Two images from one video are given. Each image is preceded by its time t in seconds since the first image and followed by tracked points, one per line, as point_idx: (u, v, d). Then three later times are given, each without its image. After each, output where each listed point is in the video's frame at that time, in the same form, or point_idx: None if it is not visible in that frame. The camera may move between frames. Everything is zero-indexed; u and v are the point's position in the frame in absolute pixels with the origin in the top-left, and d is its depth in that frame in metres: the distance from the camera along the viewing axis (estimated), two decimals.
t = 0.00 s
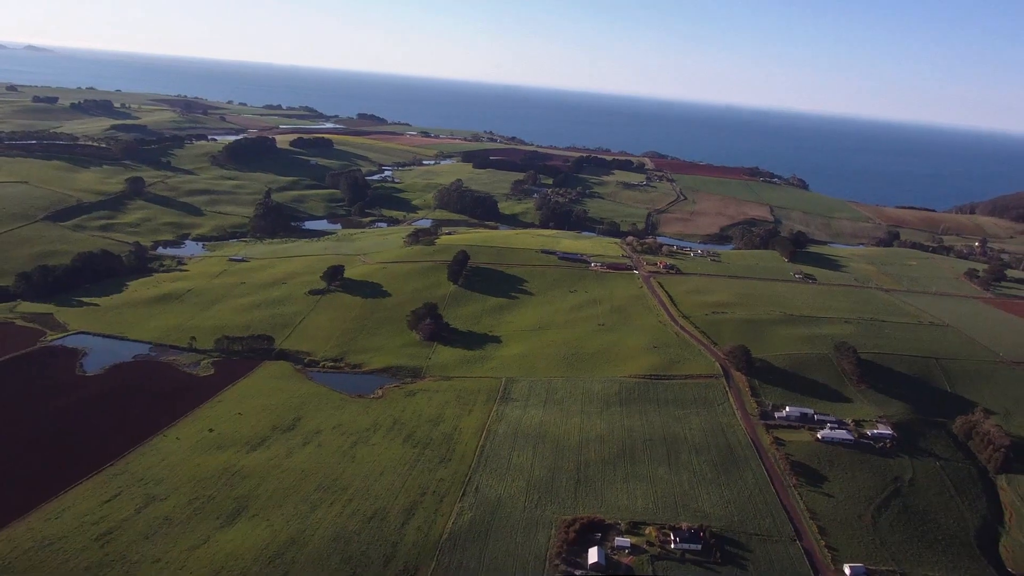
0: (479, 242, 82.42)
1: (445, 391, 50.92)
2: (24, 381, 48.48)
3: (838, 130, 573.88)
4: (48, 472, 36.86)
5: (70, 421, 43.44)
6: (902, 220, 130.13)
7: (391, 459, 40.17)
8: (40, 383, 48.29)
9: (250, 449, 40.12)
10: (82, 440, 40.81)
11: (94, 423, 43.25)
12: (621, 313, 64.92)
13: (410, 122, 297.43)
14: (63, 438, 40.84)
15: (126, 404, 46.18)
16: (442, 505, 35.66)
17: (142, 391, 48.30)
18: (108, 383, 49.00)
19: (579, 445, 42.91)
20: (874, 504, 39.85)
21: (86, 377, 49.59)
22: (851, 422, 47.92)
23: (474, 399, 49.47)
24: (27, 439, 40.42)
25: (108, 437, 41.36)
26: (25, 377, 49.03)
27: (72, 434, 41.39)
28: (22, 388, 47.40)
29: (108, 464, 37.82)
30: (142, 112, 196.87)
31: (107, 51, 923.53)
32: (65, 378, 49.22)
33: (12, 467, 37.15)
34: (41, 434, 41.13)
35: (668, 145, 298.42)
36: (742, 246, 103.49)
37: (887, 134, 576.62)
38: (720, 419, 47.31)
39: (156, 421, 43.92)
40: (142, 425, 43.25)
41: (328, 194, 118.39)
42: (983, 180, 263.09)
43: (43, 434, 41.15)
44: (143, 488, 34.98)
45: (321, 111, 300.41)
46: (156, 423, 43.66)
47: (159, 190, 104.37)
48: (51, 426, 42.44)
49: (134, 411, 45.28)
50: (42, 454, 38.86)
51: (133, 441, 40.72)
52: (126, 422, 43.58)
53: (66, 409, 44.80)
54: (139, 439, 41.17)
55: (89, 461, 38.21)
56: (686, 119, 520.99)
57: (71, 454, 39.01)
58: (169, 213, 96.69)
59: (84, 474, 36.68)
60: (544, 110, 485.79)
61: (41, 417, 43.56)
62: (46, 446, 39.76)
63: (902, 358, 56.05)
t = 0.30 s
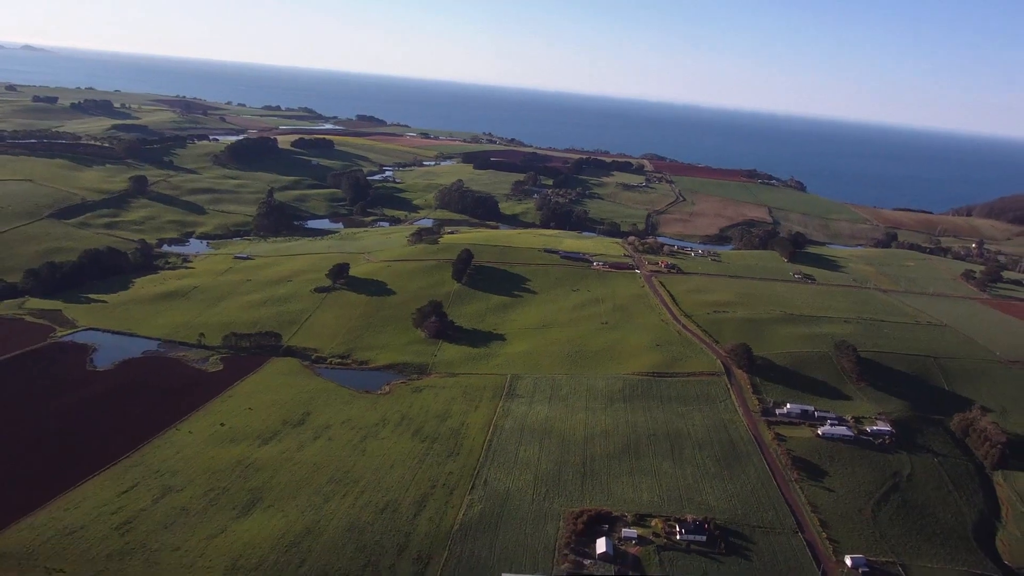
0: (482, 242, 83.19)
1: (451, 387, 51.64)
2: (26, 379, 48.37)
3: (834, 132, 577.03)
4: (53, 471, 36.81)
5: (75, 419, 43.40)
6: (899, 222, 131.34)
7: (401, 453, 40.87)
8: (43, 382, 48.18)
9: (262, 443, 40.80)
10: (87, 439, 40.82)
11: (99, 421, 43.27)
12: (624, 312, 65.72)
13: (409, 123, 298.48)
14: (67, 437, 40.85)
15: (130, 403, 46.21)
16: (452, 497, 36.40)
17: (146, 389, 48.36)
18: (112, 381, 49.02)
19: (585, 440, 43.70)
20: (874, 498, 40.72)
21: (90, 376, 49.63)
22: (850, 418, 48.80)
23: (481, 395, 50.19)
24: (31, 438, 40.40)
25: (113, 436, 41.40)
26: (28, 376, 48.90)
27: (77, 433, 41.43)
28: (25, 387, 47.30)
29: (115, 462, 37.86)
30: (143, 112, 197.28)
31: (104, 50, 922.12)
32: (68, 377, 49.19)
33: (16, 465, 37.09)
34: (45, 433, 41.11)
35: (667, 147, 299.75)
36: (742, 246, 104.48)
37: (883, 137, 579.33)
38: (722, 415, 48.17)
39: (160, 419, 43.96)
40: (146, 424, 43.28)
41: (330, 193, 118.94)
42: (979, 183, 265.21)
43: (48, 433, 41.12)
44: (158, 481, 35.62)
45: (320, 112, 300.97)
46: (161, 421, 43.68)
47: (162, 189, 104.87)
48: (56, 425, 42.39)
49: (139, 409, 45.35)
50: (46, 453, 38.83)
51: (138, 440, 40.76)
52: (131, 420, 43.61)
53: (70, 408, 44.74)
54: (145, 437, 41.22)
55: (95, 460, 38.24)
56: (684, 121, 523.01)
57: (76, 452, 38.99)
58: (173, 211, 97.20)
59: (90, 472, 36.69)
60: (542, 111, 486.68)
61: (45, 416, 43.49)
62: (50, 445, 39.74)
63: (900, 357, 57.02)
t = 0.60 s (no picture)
0: (487, 240, 83.99)
1: (461, 381, 52.42)
2: (26, 379, 47.83)
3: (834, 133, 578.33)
4: (53, 472, 36.24)
5: (75, 419, 42.80)
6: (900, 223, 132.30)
7: (413, 445, 41.65)
8: (42, 382, 47.59)
9: (277, 435, 41.54)
10: (87, 439, 40.25)
11: (99, 421, 42.64)
12: (629, 309, 66.53)
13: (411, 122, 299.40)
14: (67, 437, 40.25)
15: (131, 402, 45.69)
16: (466, 488, 37.20)
17: (147, 388, 47.84)
18: (113, 381, 48.50)
19: (594, 433, 44.50)
20: (877, 490, 41.52)
21: (90, 375, 49.09)
22: (854, 413, 49.61)
23: (490, 390, 50.95)
24: (31, 437, 39.87)
25: (113, 436, 40.77)
26: (28, 375, 48.33)
27: (77, 433, 40.81)
28: (24, 386, 46.69)
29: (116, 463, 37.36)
30: (146, 111, 197.84)
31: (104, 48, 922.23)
32: (69, 377, 48.62)
33: (16, 466, 36.50)
34: (46, 432, 40.56)
35: (667, 147, 300.72)
36: (744, 246, 105.33)
37: (884, 138, 579.70)
38: (728, 410, 49.00)
39: (162, 419, 43.44)
40: (147, 423, 42.72)
41: (335, 192, 119.70)
42: (978, 184, 266.57)
43: (47, 433, 40.56)
44: (178, 471, 36.43)
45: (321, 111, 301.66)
46: (162, 421, 43.14)
47: (168, 187, 105.58)
48: (55, 425, 41.77)
49: (139, 408, 44.78)
50: (46, 453, 38.29)
51: (139, 440, 40.21)
52: (131, 420, 43.03)
53: (70, 408, 44.16)
54: (146, 438, 40.72)
55: (95, 461, 37.70)
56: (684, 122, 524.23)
57: (76, 453, 38.42)
58: (180, 209, 97.91)
59: (90, 474, 36.12)
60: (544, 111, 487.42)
61: (45, 415, 42.94)
62: (51, 444, 39.20)
63: (902, 354, 57.88)
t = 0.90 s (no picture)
0: (493, 238, 84.83)
1: (470, 376, 53.22)
2: (28, 379, 47.71)
3: (835, 133, 579.72)
4: (52, 472, 36.03)
5: (75, 419, 42.60)
6: (902, 222, 133.11)
7: (426, 438, 42.41)
8: (44, 381, 47.44)
9: (293, 427, 42.35)
10: (87, 439, 40.05)
11: (98, 421, 42.39)
12: (635, 306, 67.34)
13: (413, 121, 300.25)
14: (68, 437, 40.09)
15: (132, 402, 45.48)
16: (479, 478, 38.03)
17: (148, 388, 47.65)
18: (115, 381, 48.35)
19: (603, 426, 45.29)
20: (882, 482, 42.27)
21: (92, 375, 48.95)
22: (858, 408, 50.38)
23: (499, 385, 51.72)
24: (32, 437, 39.75)
25: (114, 436, 40.68)
26: (28, 375, 48.20)
27: (77, 433, 40.62)
28: (25, 387, 46.51)
29: (116, 463, 37.15)
30: (150, 110, 198.51)
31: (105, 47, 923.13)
32: (70, 377, 48.48)
33: (16, 466, 36.34)
34: (46, 432, 40.44)
35: (669, 147, 301.51)
36: (747, 245, 106.13)
37: (885, 138, 579.66)
38: (734, 404, 49.77)
39: (162, 418, 43.21)
40: (147, 423, 42.47)
41: (340, 191, 120.50)
42: (979, 184, 267.37)
43: (48, 433, 40.41)
44: (197, 461, 37.22)
45: (324, 110, 302.21)
46: (162, 420, 42.88)
47: (176, 186, 106.34)
48: (55, 425, 41.60)
49: (140, 408, 44.58)
50: (46, 453, 38.14)
51: (139, 441, 39.96)
52: (131, 420, 42.76)
53: (71, 408, 44.01)
54: (146, 437, 40.46)
55: (95, 461, 37.48)
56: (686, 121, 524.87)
57: (76, 453, 38.22)
58: (187, 207, 98.71)
59: (90, 474, 35.90)
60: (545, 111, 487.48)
61: (46, 415, 42.81)
62: (51, 444, 39.06)
63: (905, 350, 58.67)
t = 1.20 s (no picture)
0: (501, 234, 85.62)
1: (482, 369, 54.04)
2: (27, 378, 46.71)
3: (837, 131, 579.09)
4: (51, 474, 35.03)
5: (75, 418, 41.55)
6: (905, 219, 133.68)
7: (440, 429, 43.25)
8: (44, 381, 46.43)
9: (310, 418, 43.23)
10: (86, 439, 38.98)
11: (98, 421, 41.30)
12: (642, 301, 68.10)
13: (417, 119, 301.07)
14: (68, 437, 39.07)
15: (133, 401, 44.43)
16: (494, 467, 38.90)
17: (149, 387, 46.65)
18: (116, 380, 47.37)
19: (613, 418, 46.11)
20: (887, 472, 43.04)
21: (92, 375, 47.90)
22: (863, 400, 51.13)
23: (510, 377, 52.54)
24: (30, 437, 38.72)
25: (113, 436, 39.55)
26: (27, 375, 47.10)
27: (77, 433, 39.57)
28: (24, 387, 45.49)
29: (116, 464, 36.16)
30: (156, 107, 199.37)
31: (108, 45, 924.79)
32: (70, 377, 47.45)
33: (14, 467, 35.33)
34: (45, 432, 39.39)
35: (672, 144, 301.97)
36: (751, 241, 106.84)
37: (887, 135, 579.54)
38: (742, 397, 50.55)
39: (163, 418, 42.19)
40: (147, 423, 41.43)
41: (347, 188, 121.34)
42: (982, 182, 267.55)
43: (47, 433, 39.37)
44: (219, 450, 38.12)
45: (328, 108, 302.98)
46: (163, 420, 41.84)
47: (184, 182, 107.18)
48: (54, 425, 40.51)
49: (140, 407, 43.52)
50: (45, 454, 37.06)
51: (139, 442, 38.97)
52: (131, 419, 41.74)
53: (70, 407, 42.95)
54: (146, 439, 39.46)
55: (95, 462, 36.55)
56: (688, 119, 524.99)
57: (75, 454, 37.20)
58: (196, 204, 99.57)
59: (89, 477, 34.89)
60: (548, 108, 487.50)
61: (45, 414, 41.76)
62: (49, 444, 37.99)
63: (909, 344, 59.37)
